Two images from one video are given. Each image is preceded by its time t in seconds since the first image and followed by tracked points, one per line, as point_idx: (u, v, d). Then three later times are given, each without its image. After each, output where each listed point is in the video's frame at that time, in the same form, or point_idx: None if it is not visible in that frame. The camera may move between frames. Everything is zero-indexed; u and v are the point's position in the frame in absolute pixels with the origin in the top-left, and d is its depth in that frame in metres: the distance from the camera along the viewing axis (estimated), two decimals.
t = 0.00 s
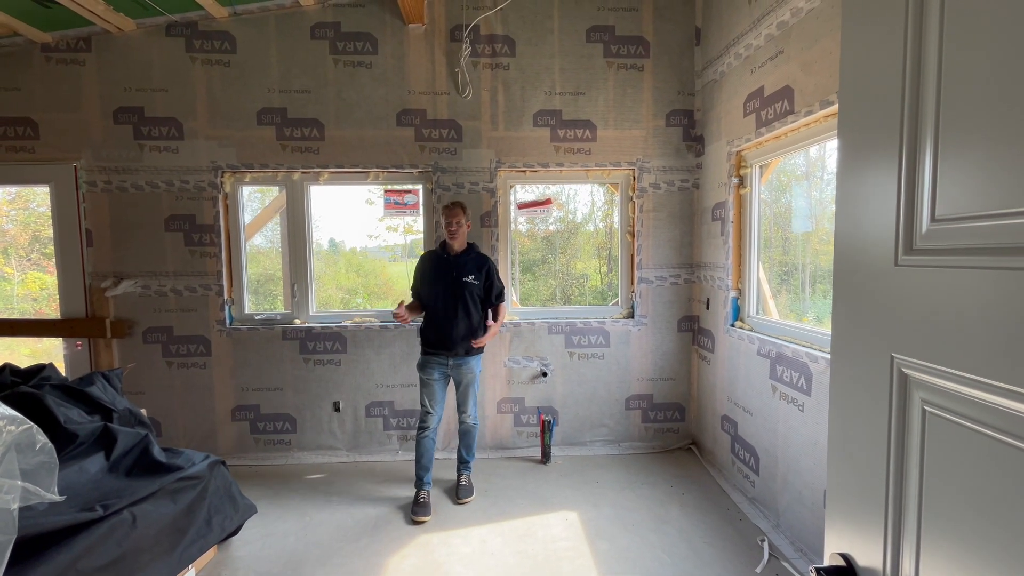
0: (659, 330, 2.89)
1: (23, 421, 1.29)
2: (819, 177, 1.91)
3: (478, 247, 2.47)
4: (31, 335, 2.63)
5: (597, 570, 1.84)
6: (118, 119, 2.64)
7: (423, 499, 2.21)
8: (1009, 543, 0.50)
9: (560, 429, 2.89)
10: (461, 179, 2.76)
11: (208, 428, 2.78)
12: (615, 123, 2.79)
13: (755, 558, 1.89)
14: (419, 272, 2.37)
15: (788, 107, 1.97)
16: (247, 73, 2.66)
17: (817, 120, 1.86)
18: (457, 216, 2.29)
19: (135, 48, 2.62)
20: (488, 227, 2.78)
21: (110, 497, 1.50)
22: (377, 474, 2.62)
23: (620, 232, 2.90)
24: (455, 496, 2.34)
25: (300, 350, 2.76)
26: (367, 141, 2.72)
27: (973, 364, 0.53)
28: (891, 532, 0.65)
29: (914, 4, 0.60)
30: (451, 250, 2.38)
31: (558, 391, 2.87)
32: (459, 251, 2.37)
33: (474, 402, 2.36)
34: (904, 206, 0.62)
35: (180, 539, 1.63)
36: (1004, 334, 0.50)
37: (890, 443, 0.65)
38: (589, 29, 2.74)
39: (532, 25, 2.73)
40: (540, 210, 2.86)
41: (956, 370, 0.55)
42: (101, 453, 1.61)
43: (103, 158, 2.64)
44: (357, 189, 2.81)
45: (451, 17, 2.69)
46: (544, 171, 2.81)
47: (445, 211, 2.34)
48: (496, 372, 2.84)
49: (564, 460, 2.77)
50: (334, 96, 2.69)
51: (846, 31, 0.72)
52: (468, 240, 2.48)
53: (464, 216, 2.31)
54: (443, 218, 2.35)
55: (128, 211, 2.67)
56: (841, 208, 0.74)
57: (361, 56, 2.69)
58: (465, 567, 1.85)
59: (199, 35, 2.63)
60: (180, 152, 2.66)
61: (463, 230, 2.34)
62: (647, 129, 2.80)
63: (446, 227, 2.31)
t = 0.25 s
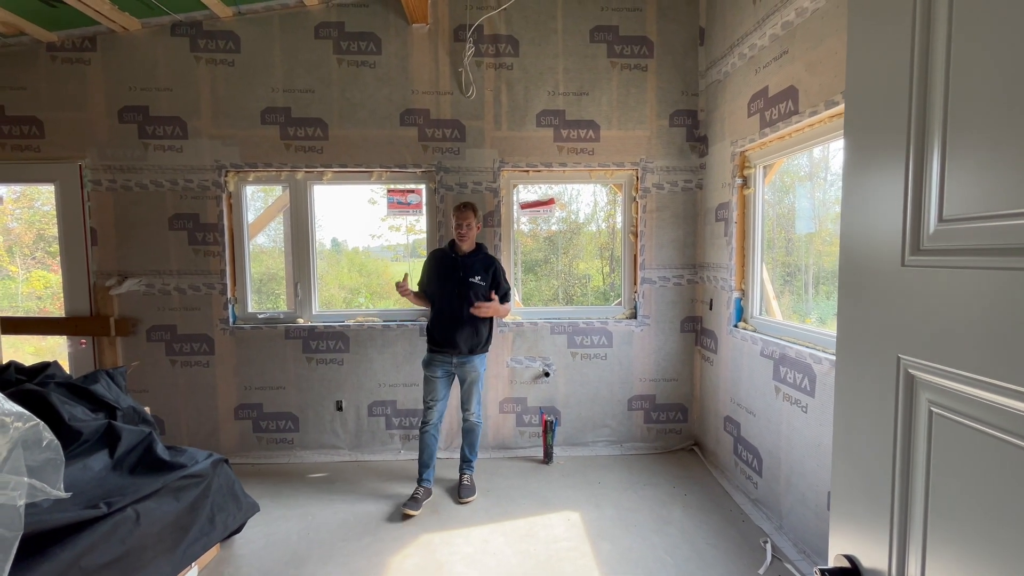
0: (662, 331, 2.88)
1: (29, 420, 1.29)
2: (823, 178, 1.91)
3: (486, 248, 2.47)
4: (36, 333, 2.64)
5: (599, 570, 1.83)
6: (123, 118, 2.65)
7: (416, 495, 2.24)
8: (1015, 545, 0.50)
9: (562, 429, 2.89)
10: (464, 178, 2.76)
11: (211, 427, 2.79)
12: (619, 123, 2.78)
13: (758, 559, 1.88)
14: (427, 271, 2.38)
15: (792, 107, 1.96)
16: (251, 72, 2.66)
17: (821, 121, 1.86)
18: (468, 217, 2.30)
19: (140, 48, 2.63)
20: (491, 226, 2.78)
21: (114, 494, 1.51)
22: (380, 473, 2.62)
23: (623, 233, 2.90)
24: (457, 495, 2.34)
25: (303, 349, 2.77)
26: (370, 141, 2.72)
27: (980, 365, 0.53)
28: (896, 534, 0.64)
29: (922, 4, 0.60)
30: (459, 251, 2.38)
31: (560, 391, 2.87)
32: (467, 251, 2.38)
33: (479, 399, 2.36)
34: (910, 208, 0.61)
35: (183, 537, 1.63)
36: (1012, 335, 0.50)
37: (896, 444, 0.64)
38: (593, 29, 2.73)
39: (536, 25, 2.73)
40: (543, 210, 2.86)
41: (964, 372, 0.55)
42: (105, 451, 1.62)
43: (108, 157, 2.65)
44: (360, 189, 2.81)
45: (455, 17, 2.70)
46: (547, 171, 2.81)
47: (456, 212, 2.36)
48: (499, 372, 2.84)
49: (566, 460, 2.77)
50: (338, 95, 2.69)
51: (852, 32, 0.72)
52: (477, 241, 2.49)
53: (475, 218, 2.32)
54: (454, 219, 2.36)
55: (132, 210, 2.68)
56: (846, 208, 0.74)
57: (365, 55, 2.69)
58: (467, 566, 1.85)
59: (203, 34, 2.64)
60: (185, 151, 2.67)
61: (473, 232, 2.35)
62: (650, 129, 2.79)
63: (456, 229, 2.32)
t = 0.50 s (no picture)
0: (665, 331, 2.88)
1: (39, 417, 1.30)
2: (827, 179, 1.90)
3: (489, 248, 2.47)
4: (41, 331, 2.66)
5: (601, 571, 1.83)
6: (128, 117, 2.66)
7: (414, 496, 2.24)
8: None
9: (565, 430, 2.88)
10: (467, 178, 2.76)
11: (214, 425, 2.80)
12: (623, 123, 2.78)
13: (761, 561, 1.88)
14: (430, 271, 2.38)
15: (797, 108, 1.96)
16: (256, 72, 2.67)
17: (826, 121, 1.85)
18: (473, 218, 2.30)
19: (146, 47, 2.64)
20: (494, 226, 2.77)
21: (118, 492, 1.51)
22: (382, 473, 2.62)
23: (626, 233, 2.90)
24: (459, 495, 2.34)
25: (306, 348, 2.78)
26: (374, 140, 2.72)
27: (991, 367, 0.53)
28: (903, 535, 0.64)
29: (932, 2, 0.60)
30: (463, 251, 2.38)
31: (562, 392, 2.86)
32: (471, 251, 2.38)
33: (482, 398, 2.36)
34: (920, 208, 0.61)
35: (186, 535, 1.64)
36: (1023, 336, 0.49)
37: (903, 445, 0.64)
38: (597, 29, 2.73)
39: (540, 25, 2.72)
40: (546, 210, 2.85)
41: (973, 374, 0.55)
42: (110, 448, 1.63)
43: (113, 156, 2.66)
44: (363, 188, 2.82)
45: (459, 17, 2.70)
46: (551, 171, 2.81)
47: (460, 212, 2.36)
48: (501, 372, 2.84)
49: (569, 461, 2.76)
50: (342, 95, 2.70)
51: (860, 30, 0.71)
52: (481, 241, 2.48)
53: (479, 218, 2.32)
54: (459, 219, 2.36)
55: (137, 209, 2.68)
56: (854, 208, 0.73)
57: (369, 55, 2.70)
58: (469, 566, 1.85)
59: (208, 34, 2.65)
60: (189, 150, 2.68)
61: (478, 233, 2.35)
62: (654, 130, 2.79)
63: (461, 229, 2.33)
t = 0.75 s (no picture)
0: (670, 332, 2.87)
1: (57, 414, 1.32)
2: (833, 179, 1.89)
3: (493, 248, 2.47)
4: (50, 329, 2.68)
5: (606, 571, 1.83)
6: (137, 117, 2.68)
7: (418, 495, 2.25)
8: None
9: (569, 430, 2.88)
10: (473, 178, 2.76)
11: (220, 423, 2.81)
12: (628, 123, 2.78)
13: (766, 563, 1.87)
14: (435, 272, 2.39)
15: (804, 108, 1.95)
16: (263, 72, 2.69)
17: (833, 122, 1.84)
18: (477, 217, 2.30)
19: (154, 47, 2.66)
20: (499, 226, 2.78)
21: (127, 489, 1.52)
22: (387, 472, 2.63)
23: (631, 233, 2.90)
24: (464, 494, 2.34)
25: (311, 346, 2.79)
26: (380, 140, 2.73)
27: (1000, 369, 0.53)
28: (912, 537, 0.64)
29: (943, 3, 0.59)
30: (467, 250, 2.39)
31: (567, 392, 2.86)
32: (475, 251, 2.38)
33: (487, 398, 2.36)
34: (930, 209, 0.61)
35: (194, 532, 1.65)
36: None
37: (913, 446, 0.64)
38: (603, 29, 2.73)
39: (546, 25, 2.73)
40: (551, 210, 2.86)
41: (985, 376, 0.54)
42: (118, 446, 1.65)
43: (122, 155, 2.68)
44: (368, 188, 2.83)
45: (465, 17, 2.70)
46: (556, 171, 2.81)
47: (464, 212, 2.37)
48: (506, 372, 2.85)
49: (573, 461, 2.76)
50: (349, 95, 2.71)
51: (870, 30, 0.71)
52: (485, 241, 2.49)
53: (484, 218, 2.32)
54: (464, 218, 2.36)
55: (144, 208, 2.70)
56: (863, 210, 0.73)
57: (375, 55, 2.71)
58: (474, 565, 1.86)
59: (216, 35, 2.66)
60: (197, 150, 2.69)
61: (482, 232, 2.36)
62: (660, 130, 2.78)
63: (466, 228, 2.33)
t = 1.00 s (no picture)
0: (675, 331, 2.87)
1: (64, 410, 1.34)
2: (839, 178, 1.88)
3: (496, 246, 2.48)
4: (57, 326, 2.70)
5: (610, 570, 1.83)
6: (143, 116, 2.69)
7: (422, 493, 2.26)
8: None
9: (573, 429, 2.88)
10: (477, 177, 2.76)
11: (226, 421, 2.83)
12: (633, 122, 2.77)
13: (770, 563, 1.87)
14: (439, 270, 2.39)
15: (811, 107, 1.94)
16: (269, 71, 2.70)
17: (840, 120, 1.83)
18: (481, 215, 2.31)
19: (161, 47, 2.67)
20: (503, 225, 2.78)
21: (134, 485, 1.54)
22: (391, 470, 2.64)
23: (636, 232, 2.89)
24: (468, 492, 2.35)
25: (316, 345, 2.80)
26: (384, 139, 2.74)
27: (1009, 370, 0.52)
28: (919, 537, 0.64)
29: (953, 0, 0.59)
30: (471, 249, 2.39)
31: (571, 391, 2.86)
32: (478, 249, 2.39)
33: (491, 397, 2.36)
34: (938, 207, 0.61)
35: (200, 528, 1.67)
36: None
37: (920, 445, 0.64)
38: (608, 28, 2.72)
39: (551, 24, 2.72)
40: (554, 209, 2.85)
41: (995, 377, 0.54)
42: (125, 442, 1.66)
43: (129, 154, 2.70)
44: (372, 187, 2.83)
45: (470, 16, 2.70)
46: (560, 170, 2.81)
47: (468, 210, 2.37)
48: (510, 370, 2.85)
49: (576, 460, 2.76)
50: (354, 94, 2.72)
51: (877, 27, 0.71)
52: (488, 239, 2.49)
53: (486, 216, 2.33)
54: (467, 216, 2.37)
55: (151, 207, 2.72)
56: (870, 209, 0.73)
57: (380, 54, 2.71)
58: (478, 563, 1.86)
59: (222, 34, 2.68)
60: (203, 149, 2.71)
61: (486, 230, 2.36)
62: (665, 129, 2.78)
63: (469, 226, 2.33)
